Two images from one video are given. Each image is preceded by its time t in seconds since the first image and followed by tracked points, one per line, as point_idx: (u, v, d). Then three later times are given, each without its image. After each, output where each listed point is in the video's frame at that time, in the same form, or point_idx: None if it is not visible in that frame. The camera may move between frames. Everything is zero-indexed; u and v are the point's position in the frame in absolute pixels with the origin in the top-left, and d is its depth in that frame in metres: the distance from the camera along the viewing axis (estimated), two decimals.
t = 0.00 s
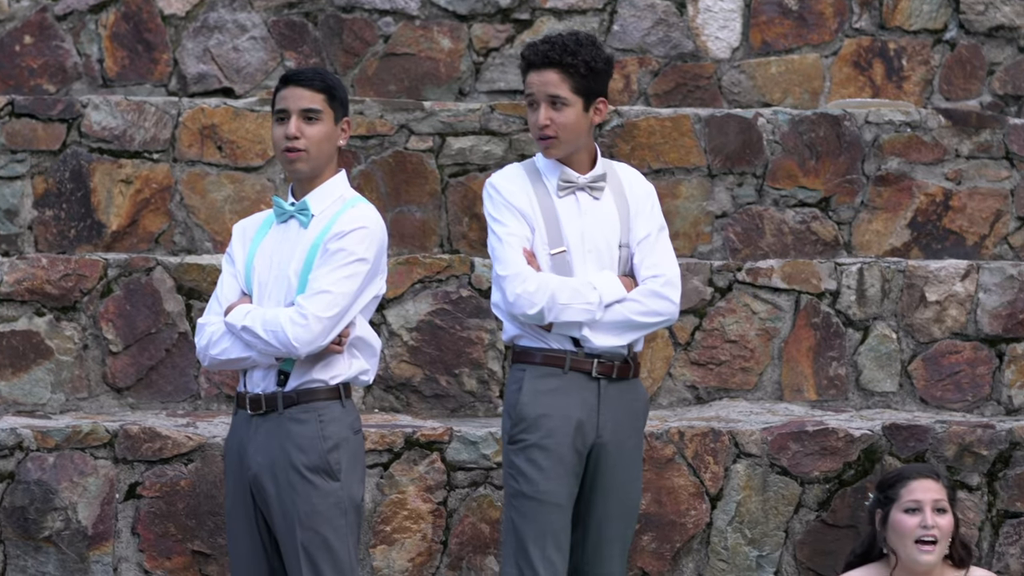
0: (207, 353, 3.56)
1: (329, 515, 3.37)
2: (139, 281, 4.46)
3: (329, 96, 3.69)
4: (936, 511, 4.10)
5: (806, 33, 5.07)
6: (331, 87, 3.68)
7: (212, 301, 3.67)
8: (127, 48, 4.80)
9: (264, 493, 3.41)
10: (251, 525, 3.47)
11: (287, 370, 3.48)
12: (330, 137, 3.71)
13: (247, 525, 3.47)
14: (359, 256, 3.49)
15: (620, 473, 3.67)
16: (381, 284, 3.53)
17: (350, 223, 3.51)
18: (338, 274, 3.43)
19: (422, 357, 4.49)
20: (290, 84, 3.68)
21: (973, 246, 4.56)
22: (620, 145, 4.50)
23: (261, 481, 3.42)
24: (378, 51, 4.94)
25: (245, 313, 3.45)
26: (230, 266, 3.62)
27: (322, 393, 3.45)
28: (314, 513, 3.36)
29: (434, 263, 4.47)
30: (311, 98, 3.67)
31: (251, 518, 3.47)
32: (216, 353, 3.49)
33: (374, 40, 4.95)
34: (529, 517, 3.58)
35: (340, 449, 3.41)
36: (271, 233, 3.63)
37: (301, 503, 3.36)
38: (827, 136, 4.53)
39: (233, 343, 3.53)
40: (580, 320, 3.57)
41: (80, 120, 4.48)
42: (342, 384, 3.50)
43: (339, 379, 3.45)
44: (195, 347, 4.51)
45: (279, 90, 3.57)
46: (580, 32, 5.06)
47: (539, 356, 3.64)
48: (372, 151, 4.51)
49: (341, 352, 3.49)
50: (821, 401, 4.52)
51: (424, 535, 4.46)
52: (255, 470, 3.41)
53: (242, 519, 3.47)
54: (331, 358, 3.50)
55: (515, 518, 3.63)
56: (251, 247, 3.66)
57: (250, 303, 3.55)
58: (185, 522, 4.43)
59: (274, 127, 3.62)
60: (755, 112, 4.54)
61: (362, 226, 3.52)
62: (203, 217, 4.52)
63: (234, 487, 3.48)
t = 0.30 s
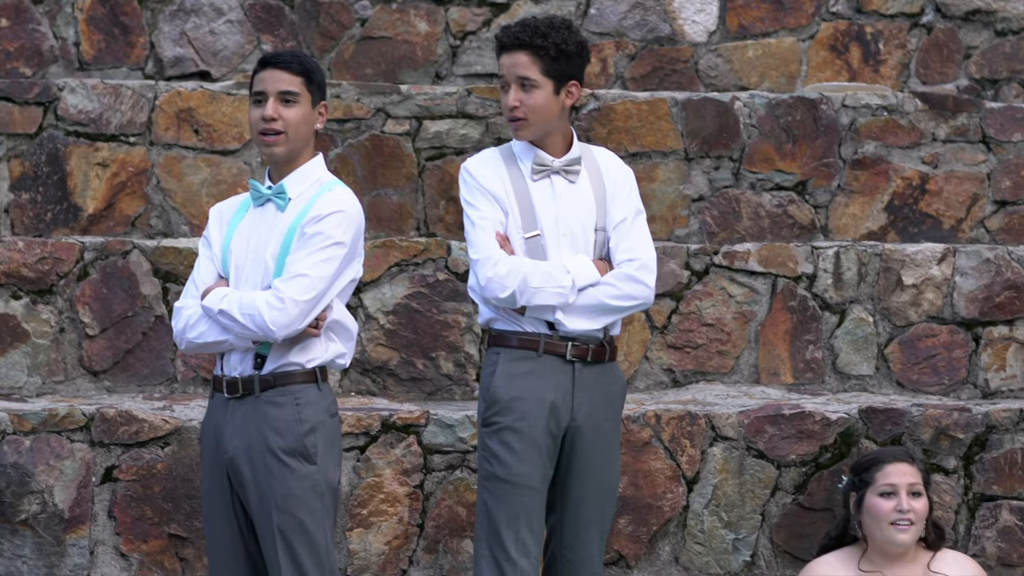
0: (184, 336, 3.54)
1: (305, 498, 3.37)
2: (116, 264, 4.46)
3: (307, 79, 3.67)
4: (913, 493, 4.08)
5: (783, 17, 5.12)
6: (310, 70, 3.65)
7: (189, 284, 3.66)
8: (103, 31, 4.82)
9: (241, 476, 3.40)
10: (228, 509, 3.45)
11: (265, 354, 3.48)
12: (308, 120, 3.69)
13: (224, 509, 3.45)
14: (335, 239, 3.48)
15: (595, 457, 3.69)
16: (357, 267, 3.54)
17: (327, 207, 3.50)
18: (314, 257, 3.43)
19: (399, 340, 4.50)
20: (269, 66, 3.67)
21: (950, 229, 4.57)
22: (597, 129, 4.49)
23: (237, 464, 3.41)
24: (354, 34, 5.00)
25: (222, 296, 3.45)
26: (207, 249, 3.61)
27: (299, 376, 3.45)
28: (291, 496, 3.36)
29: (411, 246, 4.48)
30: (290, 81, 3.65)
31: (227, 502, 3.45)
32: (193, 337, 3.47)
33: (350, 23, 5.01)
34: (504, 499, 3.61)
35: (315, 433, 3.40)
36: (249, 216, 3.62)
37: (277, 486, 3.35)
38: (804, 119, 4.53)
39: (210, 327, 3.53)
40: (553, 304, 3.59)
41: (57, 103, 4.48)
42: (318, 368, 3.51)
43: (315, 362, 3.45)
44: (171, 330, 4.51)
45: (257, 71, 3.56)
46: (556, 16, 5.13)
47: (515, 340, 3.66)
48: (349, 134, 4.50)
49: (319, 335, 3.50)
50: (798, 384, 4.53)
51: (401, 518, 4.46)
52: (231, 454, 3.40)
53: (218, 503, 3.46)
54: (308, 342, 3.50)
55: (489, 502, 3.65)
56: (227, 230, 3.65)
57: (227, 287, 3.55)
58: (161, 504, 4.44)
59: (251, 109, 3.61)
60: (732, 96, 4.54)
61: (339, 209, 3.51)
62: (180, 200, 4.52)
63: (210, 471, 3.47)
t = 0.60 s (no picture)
0: (164, 321, 3.53)
1: (285, 484, 3.36)
2: (96, 249, 4.46)
3: (288, 64, 3.64)
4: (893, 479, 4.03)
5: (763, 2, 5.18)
6: (290, 54, 3.63)
7: (170, 268, 3.65)
8: (83, 16, 4.83)
9: (220, 461, 3.39)
10: (208, 495, 3.44)
11: (244, 339, 3.47)
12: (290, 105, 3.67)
13: (204, 494, 3.44)
14: (315, 224, 3.47)
15: (575, 442, 3.72)
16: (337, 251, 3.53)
17: (306, 192, 3.49)
18: (294, 242, 3.42)
19: (379, 326, 4.50)
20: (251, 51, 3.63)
21: (930, 215, 4.57)
22: (577, 114, 4.49)
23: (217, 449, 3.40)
24: (334, 19, 5.05)
25: (201, 281, 3.43)
26: (188, 233, 3.59)
27: (278, 361, 3.45)
28: (271, 482, 3.35)
29: (391, 231, 4.48)
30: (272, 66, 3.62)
31: (207, 487, 3.44)
32: (173, 322, 3.46)
33: (330, 9, 5.05)
34: (484, 485, 3.62)
35: (295, 418, 3.39)
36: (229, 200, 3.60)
37: (257, 471, 3.34)
38: (784, 104, 4.53)
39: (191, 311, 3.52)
40: (534, 290, 3.60)
41: (36, 88, 4.47)
42: (297, 353, 3.50)
43: (295, 347, 3.44)
44: (151, 315, 4.51)
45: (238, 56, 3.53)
46: None
47: (496, 326, 3.67)
48: (329, 119, 4.51)
49: (297, 320, 3.49)
50: (778, 369, 4.53)
51: (381, 503, 4.46)
52: (212, 439, 3.39)
53: (197, 487, 3.45)
54: (286, 326, 3.49)
55: (470, 488, 3.66)
56: (208, 215, 3.63)
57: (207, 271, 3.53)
58: (141, 490, 4.43)
59: (233, 94, 3.58)
60: (712, 81, 4.54)
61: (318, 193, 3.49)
62: (160, 185, 4.53)
63: (190, 456, 3.46)
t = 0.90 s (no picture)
0: (148, 307, 3.52)
1: (266, 471, 3.36)
2: (78, 236, 4.46)
3: (273, 51, 3.62)
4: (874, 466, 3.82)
5: None
6: (274, 42, 3.62)
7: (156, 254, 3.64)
8: (65, 2, 4.85)
9: (203, 447, 3.38)
10: (191, 481, 3.44)
11: (225, 325, 3.46)
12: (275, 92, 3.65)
13: (186, 481, 3.44)
14: (296, 209, 3.45)
15: (557, 427, 3.73)
16: (319, 237, 3.51)
17: (288, 176, 3.47)
18: (274, 227, 3.40)
19: (361, 312, 4.50)
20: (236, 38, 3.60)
21: (912, 202, 4.58)
22: (559, 101, 4.50)
23: (199, 436, 3.40)
24: (316, 6, 5.06)
25: (184, 266, 3.43)
26: (173, 219, 3.59)
27: (261, 348, 3.43)
28: (252, 468, 3.35)
29: (372, 218, 4.48)
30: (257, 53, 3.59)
31: (189, 474, 3.44)
32: (155, 307, 3.46)
33: None
34: (467, 471, 3.63)
35: (277, 405, 3.39)
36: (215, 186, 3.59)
37: (238, 458, 3.34)
38: (766, 91, 4.54)
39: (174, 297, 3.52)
40: (513, 279, 3.59)
41: (18, 74, 4.47)
42: (279, 339, 3.49)
43: (277, 333, 3.43)
44: (133, 302, 4.51)
45: (222, 44, 3.50)
46: None
47: (478, 315, 3.67)
48: (311, 105, 4.51)
49: (279, 306, 3.48)
50: (760, 355, 4.53)
51: (363, 490, 4.46)
52: (193, 426, 3.39)
53: (180, 473, 3.45)
54: (269, 313, 3.48)
55: (452, 475, 3.68)
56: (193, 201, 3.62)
57: (191, 257, 3.52)
58: (123, 477, 4.43)
59: (218, 81, 3.56)
60: (694, 67, 4.54)
61: (301, 179, 3.47)
62: (141, 171, 4.54)
63: (171, 443, 3.45)
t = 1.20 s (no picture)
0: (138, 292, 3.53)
1: (251, 456, 3.38)
2: (62, 220, 4.47)
3: (262, 36, 3.60)
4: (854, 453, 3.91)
5: None
6: (265, 27, 3.59)
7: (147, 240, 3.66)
8: None
9: (190, 432, 3.41)
10: (179, 465, 3.47)
11: (214, 310, 3.45)
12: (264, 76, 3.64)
13: (174, 465, 3.46)
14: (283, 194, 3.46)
15: (540, 411, 3.73)
16: (306, 222, 3.52)
17: (276, 161, 3.49)
18: (261, 212, 3.41)
19: (345, 297, 4.51)
20: (224, 23, 3.60)
21: (896, 187, 4.58)
22: (544, 85, 4.50)
23: (187, 420, 3.42)
24: None
25: (172, 251, 3.44)
26: (163, 204, 3.60)
27: (248, 333, 3.43)
28: (237, 453, 3.36)
29: (357, 203, 4.50)
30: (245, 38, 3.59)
31: (177, 458, 3.47)
32: (146, 292, 3.46)
33: None
34: (450, 455, 3.64)
35: (263, 390, 3.40)
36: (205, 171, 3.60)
37: (224, 443, 3.36)
38: (750, 76, 4.54)
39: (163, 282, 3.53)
40: (494, 263, 3.58)
41: (3, 59, 4.48)
42: (267, 324, 3.48)
43: (264, 318, 3.43)
44: (117, 287, 4.51)
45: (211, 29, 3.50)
46: None
47: (461, 300, 3.66)
48: (296, 90, 4.52)
49: (267, 292, 3.47)
50: (745, 340, 4.54)
51: (348, 475, 4.47)
52: (181, 410, 3.41)
53: (168, 458, 3.47)
54: (257, 298, 3.47)
55: (436, 460, 3.68)
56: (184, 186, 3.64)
57: (180, 243, 3.54)
58: (108, 462, 4.43)
59: (206, 67, 3.55)
60: (678, 53, 4.55)
61: (288, 164, 3.48)
62: (126, 156, 4.55)
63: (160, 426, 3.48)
